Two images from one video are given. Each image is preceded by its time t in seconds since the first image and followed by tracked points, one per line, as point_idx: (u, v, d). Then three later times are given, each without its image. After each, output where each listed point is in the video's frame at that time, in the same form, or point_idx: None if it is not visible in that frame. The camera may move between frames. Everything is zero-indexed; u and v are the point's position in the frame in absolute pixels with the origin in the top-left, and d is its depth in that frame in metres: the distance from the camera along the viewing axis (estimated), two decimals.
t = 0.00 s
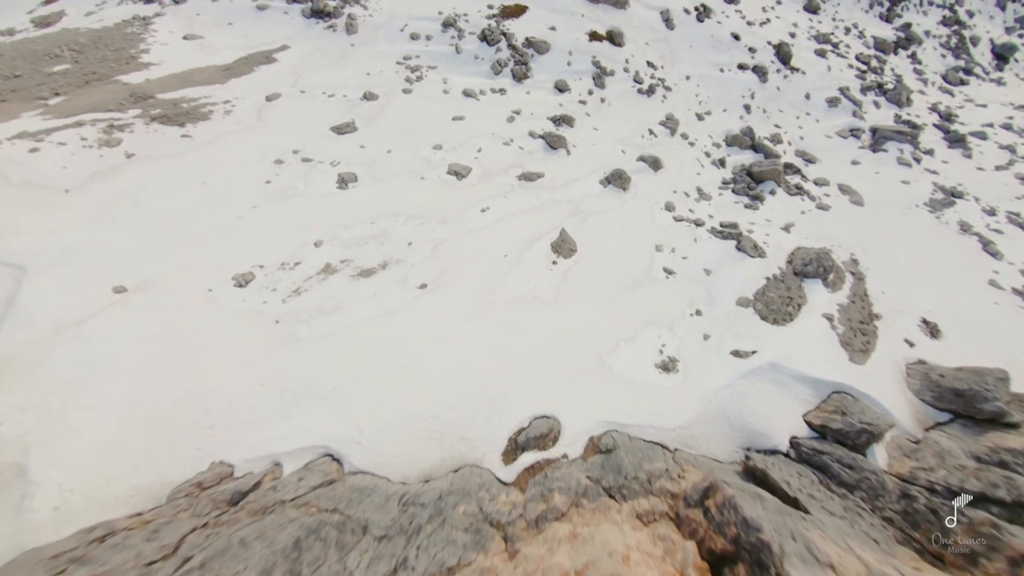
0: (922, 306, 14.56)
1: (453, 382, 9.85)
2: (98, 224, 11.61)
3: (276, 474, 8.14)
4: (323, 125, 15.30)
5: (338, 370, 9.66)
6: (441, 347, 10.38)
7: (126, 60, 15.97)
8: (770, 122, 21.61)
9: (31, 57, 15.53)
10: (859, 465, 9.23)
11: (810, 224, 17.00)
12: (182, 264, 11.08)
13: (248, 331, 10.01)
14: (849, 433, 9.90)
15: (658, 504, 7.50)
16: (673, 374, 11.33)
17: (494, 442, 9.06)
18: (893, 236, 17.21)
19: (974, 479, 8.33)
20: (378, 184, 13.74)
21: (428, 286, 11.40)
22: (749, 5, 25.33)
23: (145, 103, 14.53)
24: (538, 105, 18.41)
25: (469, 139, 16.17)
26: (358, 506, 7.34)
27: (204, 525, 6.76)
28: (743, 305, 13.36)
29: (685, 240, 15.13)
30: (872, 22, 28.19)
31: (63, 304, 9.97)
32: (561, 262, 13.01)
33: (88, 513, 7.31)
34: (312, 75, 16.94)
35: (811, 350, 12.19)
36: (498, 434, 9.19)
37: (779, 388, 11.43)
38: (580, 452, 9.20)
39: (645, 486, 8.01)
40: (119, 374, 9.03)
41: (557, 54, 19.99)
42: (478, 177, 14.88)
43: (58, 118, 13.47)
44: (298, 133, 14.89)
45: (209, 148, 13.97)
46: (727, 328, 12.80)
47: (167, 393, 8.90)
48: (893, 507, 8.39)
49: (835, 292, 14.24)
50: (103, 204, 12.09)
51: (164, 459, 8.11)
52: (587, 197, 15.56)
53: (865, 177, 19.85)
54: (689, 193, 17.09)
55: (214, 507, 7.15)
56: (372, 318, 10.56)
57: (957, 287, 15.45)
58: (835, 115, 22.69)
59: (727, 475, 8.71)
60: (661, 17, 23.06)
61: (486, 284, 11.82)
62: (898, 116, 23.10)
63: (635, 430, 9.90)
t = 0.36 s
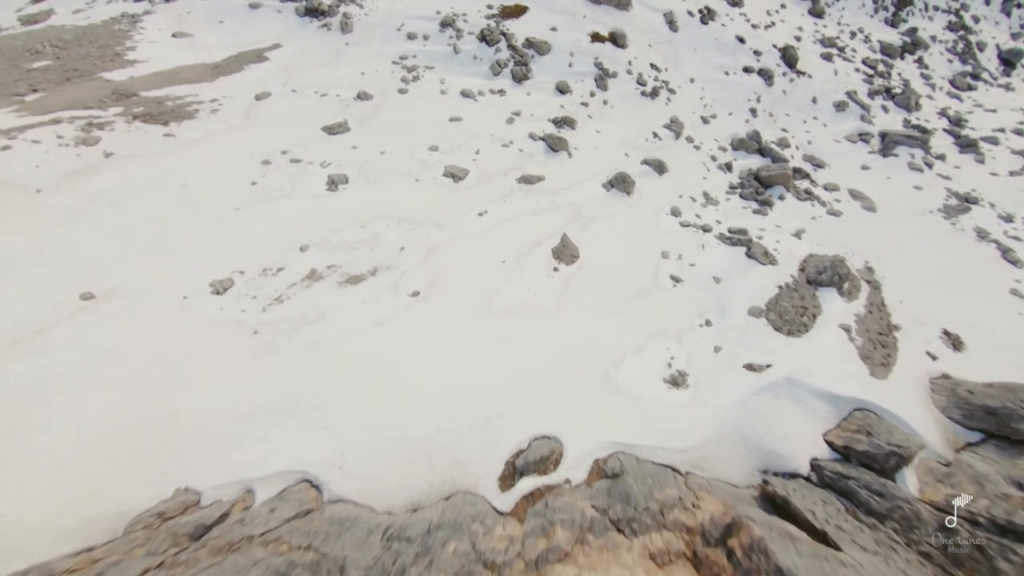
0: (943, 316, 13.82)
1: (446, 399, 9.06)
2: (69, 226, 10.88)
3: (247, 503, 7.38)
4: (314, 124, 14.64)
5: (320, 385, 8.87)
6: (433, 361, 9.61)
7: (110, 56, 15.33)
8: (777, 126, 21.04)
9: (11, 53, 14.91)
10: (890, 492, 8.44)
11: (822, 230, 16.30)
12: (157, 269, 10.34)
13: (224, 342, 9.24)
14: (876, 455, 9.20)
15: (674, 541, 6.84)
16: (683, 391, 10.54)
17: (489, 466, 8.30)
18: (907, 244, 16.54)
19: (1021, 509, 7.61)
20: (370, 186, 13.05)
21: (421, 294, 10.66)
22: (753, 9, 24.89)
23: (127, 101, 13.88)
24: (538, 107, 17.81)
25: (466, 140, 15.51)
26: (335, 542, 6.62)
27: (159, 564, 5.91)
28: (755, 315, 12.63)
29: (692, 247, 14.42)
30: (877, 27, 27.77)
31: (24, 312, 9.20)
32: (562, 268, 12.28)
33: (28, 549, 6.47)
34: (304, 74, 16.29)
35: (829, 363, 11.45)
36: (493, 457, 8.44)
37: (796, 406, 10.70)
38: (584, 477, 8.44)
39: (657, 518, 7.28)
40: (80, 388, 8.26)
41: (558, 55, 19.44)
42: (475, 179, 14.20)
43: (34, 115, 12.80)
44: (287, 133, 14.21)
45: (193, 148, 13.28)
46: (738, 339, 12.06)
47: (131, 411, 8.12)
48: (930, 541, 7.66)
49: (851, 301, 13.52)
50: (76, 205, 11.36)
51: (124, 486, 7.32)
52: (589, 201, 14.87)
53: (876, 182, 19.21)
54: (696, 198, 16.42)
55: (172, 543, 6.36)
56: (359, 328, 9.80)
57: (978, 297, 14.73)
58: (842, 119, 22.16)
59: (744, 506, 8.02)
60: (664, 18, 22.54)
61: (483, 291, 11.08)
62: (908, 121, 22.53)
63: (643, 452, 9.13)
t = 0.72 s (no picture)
0: (965, 328, 13.10)
1: (437, 419, 8.28)
2: (35, 229, 10.15)
3: (211, 539, 6.58)
4: (304, 125, 14.00)
5: (299, 404, 8.09)
6: (423, 377, 8.81)
7: (93, 54, 14.71)
8: (783, 130, 20.50)
9: None
10: (927, 525, 7.73)
11: (833, 237, 15.63)
12: (127, 276, 9.61)
13: (195, 355, 8.49)
14: (908, 482, 8.51)
15: None
16: (694, 410, 9.81)
17: (483, 495, 7.53)
18: (923, 252, 15.88)
19: None
20: (361, 188, 12.37)
21: (412, 303, 9.92)
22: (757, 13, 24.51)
23: (107, 99, 13.23)
24: (538, 109, 17.22)
25: (463, 143, 14.87)
26: None
27: None
28: (769, 326, 11.97)
29: (699, 254, 13.73)
30: (882, 32, 27.41)
31: None
32: (563, 276, 11.56)
33: None
34: (295, 74, 15.67)
35: (848, 379, 10.73)
36: (488, 484, 7.66)
37: (816, 425, 9.98)
38: (588, 506, 7.68)
39: (672, 559, 6.74)
40: (34, 406, 7.50)
41: (559, 57, 18.91)
42: (472, 182, 13.53)
43: (7, 112, 12.15)
44: (275, 133, 13.54)
45: (173, 148, 12.58)
46: (751, 353, 11.34)
47: (85, 432, 7.32)
48: None
49: (869, 312, 12.81)
50: (44, 207, 10.64)
51: (72, 518, 6.50)
52: (591, 205, 14.20)
53: (887, 188, 18.60)
54: (702, 204, 15.78)
55: None
56: (343, 341, 9.03)
57: (1000, 307, 14.02)
58: (849, 124, 21.63)
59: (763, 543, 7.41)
60: (667, 21, 22.07)
61: (478, 300, 10.33)
62: (916, 126, 22.01)
63: (652, 478, 8.38)
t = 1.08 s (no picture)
0: (989, 341, 12.38)
1: (426, 445, 7.52)
2: None
3: None
4: (293, 125, 13.34)
5: (271, 427, 7.30)
6: (411, 396, 8.03)
7: (73, 52, 14.07)
8: (788, 136, 19.98)
9: None
10: (975, 566, 6.94)
11: (845, 245, 14.98)
12: (90, 283, 8.83)
13: (157, 371, 7.70)
14: (948, 514, 7.78)
15: None
16: (707, 431, 9.03)
17: (475, 532, 6.84)
18: (938, 260, 15.24)
19: None
20: (349, 191, 11.66)
21: (401, 313, 9.17)
22: (759, 19, 24.19)
23: (84, 97, 12.56)
24: (537, 112, 16.65)
25: (459, 146, 14.23)
26: None
27: None
28: (784, 340, 11.19)
29: (707, 262, 13.03)
30: (884, 40, 27.13)
31: None
32: (564, 285, 10.83)
33: None
34: (284, 73, 15.04)
35: (870, 397, 9.98)
36: (481, 518, 6.97)
37: (839, 447, 9.26)
38: (595, 543, 7.05)
39: None
40: None
41: (558, 59, 18.41)
42: (468, 186, 12.86)
43: None
44: (261, 134, 12.87)
45: (151, 148, 11.88)
46: (765, 368, 10.59)
47: (27, 458, 6.49)
48: None
49: (887, 324, 12.10)
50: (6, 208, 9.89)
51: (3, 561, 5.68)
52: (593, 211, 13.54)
53: (897, 195, 18.02)
54: (708, 210, 15.13)
55: None
56: (325, 356, 8.26)
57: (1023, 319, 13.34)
58: (855, 130, 21.15)
59: None
60: (668, 26, 21.65)
61: (472, 311, 9.59)
62: (923, 132, 21.54)
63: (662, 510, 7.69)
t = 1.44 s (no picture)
0: (1015, 354, 11.69)
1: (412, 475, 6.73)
2: None
3: None
4: (279, 127, 12.67)
5: (237, 455, 6.50)
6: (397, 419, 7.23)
7: (51, 50, 13.46)
8: (793, 142, 19.48)
9: None
10: None
11: (858, 254, 14.34)
12: (45, 292, 8.03)
13: (111, 390, 6.89)
14: (997, 553, 7.07)
15: None
16: (721, 456, 8.30)
17: None
18: (954, 270, 14.61)
19: None
20: (336, 195, 10.94)
21: (387, 326, 8.40)
22: (760, 27, 23.91)
23: (58, 96, 11.89)
24: (536, 116, 16.08)
25: (454, 149, 13.60)
26: None
27: None
28: (800, 354, 10.46)
29: (715, 271, 12.34)
30: (885, 48, 26.89)
31: None
32: (564, 295, 10.10)
33: None
34: (272, 74, 14.40)
35: (895, 416, 9.26)
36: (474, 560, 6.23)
37: (866, 472, 8.47)
38: None
39: None
40: None
41: (558, 63, 17.93)
42: (463, 191, 12.16)
43: None
44: (245, 135, 12.20)
45: (125, 148, 11.17)
46: (781, 385, 9.85)
47: None
48: None
49: (908, 336, 11.39)
50: None
51: None
52: (594, 217, 12.88)
53: (908, 203, 17.47)
54: (714, 217, 14.50)
55: None
56: (302, 374, 7.47)
57: None
58: (861, 137, 20.69)
59: None
60: (669, 31, 21.27)
61: (464, 323, 8.82)
62: (930, 140, 21.11)
63: (675, 547, 6.94)
